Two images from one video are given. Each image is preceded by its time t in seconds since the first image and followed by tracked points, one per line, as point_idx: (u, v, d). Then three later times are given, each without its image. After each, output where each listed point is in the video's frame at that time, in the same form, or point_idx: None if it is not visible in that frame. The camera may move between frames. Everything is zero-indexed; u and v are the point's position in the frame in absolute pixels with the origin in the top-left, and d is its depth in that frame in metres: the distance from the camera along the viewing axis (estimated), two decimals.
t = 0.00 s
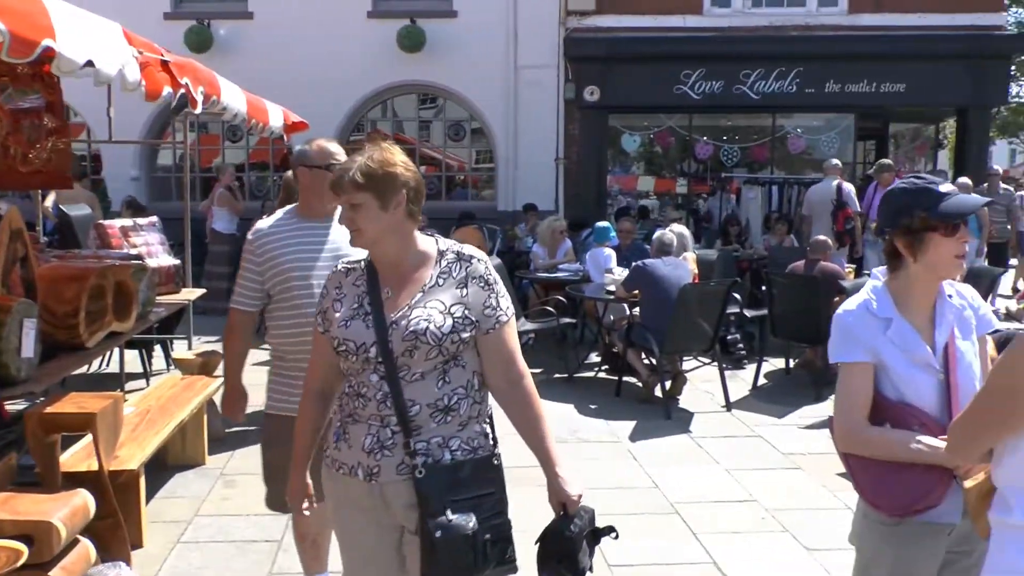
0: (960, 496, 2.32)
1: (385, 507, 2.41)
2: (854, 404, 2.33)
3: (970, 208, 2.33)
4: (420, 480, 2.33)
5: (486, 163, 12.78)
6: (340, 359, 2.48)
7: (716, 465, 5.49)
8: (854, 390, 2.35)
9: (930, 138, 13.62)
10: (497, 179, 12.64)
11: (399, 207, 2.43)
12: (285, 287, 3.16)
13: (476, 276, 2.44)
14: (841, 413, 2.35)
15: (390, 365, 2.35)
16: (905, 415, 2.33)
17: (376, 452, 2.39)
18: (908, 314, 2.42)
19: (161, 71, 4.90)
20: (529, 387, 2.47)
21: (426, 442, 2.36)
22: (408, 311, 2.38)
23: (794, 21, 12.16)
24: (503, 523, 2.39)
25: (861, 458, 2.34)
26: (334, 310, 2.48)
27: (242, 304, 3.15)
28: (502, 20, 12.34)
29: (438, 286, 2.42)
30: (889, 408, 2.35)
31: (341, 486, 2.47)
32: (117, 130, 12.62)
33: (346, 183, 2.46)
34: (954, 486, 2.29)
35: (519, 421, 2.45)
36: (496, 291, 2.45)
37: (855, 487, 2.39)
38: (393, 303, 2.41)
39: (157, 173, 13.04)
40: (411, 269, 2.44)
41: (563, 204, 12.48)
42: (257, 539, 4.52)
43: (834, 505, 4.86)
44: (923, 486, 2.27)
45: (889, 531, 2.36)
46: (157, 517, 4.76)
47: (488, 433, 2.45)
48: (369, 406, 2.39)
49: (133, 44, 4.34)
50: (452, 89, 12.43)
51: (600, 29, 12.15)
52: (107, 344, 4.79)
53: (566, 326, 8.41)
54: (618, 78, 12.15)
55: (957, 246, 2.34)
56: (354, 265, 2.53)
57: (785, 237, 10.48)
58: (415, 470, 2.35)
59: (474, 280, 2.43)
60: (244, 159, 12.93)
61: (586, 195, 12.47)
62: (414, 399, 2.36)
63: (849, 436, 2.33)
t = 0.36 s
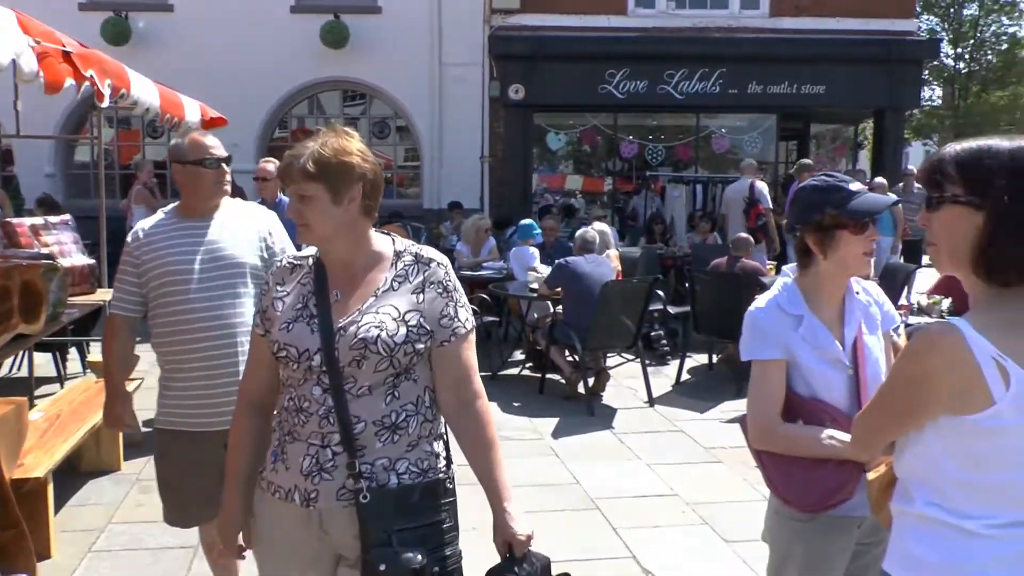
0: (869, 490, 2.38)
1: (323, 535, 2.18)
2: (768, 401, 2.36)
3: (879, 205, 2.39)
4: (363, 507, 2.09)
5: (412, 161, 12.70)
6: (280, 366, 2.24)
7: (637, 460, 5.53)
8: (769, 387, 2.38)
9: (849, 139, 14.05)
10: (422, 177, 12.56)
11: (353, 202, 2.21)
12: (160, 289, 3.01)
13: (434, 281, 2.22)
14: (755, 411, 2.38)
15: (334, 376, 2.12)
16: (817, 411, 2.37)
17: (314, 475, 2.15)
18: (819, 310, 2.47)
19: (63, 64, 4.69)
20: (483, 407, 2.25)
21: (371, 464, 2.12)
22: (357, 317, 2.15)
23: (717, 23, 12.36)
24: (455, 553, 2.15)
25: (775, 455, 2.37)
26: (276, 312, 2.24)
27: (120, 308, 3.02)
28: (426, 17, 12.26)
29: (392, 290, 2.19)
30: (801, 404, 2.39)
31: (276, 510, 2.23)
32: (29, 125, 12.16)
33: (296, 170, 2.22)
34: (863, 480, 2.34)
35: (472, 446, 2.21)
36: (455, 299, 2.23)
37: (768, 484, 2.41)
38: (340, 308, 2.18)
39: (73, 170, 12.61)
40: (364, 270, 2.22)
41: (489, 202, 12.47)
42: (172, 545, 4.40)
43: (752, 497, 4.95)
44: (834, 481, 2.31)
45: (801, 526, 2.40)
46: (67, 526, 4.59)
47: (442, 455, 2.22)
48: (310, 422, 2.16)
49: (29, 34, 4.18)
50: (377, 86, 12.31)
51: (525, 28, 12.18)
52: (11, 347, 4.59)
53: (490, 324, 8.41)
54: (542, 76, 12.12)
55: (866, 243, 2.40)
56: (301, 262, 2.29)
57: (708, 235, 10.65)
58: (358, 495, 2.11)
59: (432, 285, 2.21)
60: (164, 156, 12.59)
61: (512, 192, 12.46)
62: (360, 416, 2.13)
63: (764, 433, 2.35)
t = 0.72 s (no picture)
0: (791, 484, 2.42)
1: (268, 558, 2.08)
2: (693, 398, 2.38)
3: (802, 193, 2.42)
4: (318, 528, 2.02)
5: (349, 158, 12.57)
6: (214, 380, 2.11)
7: (571, 457, 5.55)
8: (693, 383, 2.39)
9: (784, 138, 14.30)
10: (358, 174, 12.43)
11: (295, 203, 2.11)
12: (63, 294, 2.91)
13: (381, 287, 2.14)
14: (681, 408, 2.39)
15: (282, 391, 2.02)
16: (742, 407, 2.39)
17: (260, 496, 2.04)
18: (743, 305, 2.49)
19: None
20: (426, 422, 2.17)
21: (324, 481, 2.04)
22: (303, 328, 2.05)
23: (652, 22, 12.47)
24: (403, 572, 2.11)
25: (700, 452, 2.39)
26: (208, 322, 2.10)
27: (29, 315, 2.95)
28: (362, 12, 12.13)
29: (337, 297, 2.11)
30: (727, 400, 2.42)
31: (213, 533, 2.11)
32: None
33: (231, 166, 2.10)
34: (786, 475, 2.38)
35: (418, 464, 2.13)
36: (401, 308, 2.15)
37: (693, 481, 2.43)
38: (282, 317, 2.07)
39: None
40: (306, 276, 2.13)
41: (425, 199, 12.40)
42: (95, 551, 4.27)
43: (682, 490, 5.01)
44: (759, 477, 2.34)
45: (723, 522, 2.43)
46: None
47: (388, 469, 2.16)
48: (253, 438, 2.04)
49: None
50: (312, 81, 12.14)
51: (461, 25, 12.12)
52: None
53: (426, 321, 8.37)
54: (479, 73, 12.07)
55: (790, 231, 2.44)
56: (233, 265, 2.17)
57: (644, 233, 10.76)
58: (311, 515, 2.03)
59: (378, 291, 2.14)
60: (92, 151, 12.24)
61: (448, 188, 12.40)
62: (308, 431, 2.04)
63: (690, 430, 2.37)
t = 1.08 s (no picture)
0: (716, 478, 2.44)
1: None
2: (621, 389, 2.40)
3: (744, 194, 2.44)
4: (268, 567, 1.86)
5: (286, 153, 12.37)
6: (114, 424, 1.86)
7: (506, 454, 5.54)
8: (623, 374, 2.41)
9: (720, 137, 14.48)
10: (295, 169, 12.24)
11: (195, 214, 1.93)
12: None
13: (293, 298, 2.01)
14: (610, 398, 2.41)
15: (208, 425, 1.84)
16: (669, 400, 2.42)
17: (195, 545, 1.84)
18: (677, 299, 2.51)
19: None
20: (351, 437, 2.08)
21: (266, 515, 1.89)
22: (221, 352, 1.87)
23: (591, 21, 12.51)
24: None
25: (626, 443, 2.41)
26: (102, 359, 1.84)
27: None
28: (298, 5, 11.92)
29: (251, 314, 1.95)
30: (655, 393, 2.43)
31: None
32: None
33: (119, 176, 1.88)
34: (711, 469, 2.41)
35: (351, 480, 2.04)
36: (316, 319, 2.03)
37: (618, 472, 2.45)
38: (195, 343, 1.88)
39: None
40: (210, 294, 1.95)
41: (362, 195, 12.27)
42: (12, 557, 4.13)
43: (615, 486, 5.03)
44: (684, 469, 2.37)
45: (647, 518, 2.44)
46: None
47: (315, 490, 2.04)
48: (179, 482, 1.84)
49: None
50: (247, 75, 11.91)
51: (398, 20, 11.99)
52: None
53: (361, 319, 8.28)
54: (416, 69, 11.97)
55: (729, 230, 2.46)
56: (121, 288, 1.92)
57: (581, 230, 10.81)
58: (258, 555, 1.87)
59: (292, 303, 2.01)
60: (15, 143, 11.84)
61: (385, 184, 12.29)
62: (242, 464, 1.87)
63: (616, 420, 2.39)
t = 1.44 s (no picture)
0: (638, 478, 2.43)
1: None
2: (544, 386, 2.37)
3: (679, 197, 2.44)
4: None
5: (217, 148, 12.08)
6: None
7: (436, 454, 5.49)
8: (547, 372, 2.39)
9: (654, 137, 14.58)
10: (225, 164, 11.97)
11: (32, 207, 1.51)
12: None
13: (168, 295, 1.66)
14: (532, 395, 2.39)
15: (67, 463, 1.49)
16: (592, 398, 2.40)
17: None
18: (605, 297, 2.49)
19: None
20: (259, 450, 1.74)
21: (147, 566, 1.57)
22: (81, 372, 1.52)
23: (525, 18, 12.51)
24: None
25: (548, 440, 2.39)
26: None
27: None
28: None
29: (116, 320, 1.60)
30: (579, 390, 2.41)
31: None
32: None
33: None
34: (632, 468, 2.40)
35: (258, 505, 1.70)
36: (199, 317, 1.69)
37: (539, 469, 2.43)
38: (48, 361, 1.51)
39: None
40: (64, 299, 1.57)
41: (294, 191, 12.06)
42: None
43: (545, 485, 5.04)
44: (602, 469, 2.35)
45: (569, 513, 2.43)
46: None
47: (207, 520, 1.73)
48: (34, 535, 1.49)
49: None
50: (175, 65, 11.62)
51: (331, 13, 11.78)
52: None
53: (290, 316, 8.14)
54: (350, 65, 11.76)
55: (661, 232, 2.46)
56: None
57: (514, 228, 10.79)
58: None
59: (168, 301, 1.66)
60: None
61: (316, 180, 12.08)
62: (114, 506, 1.54)
63: (537, 417, 2.37)
